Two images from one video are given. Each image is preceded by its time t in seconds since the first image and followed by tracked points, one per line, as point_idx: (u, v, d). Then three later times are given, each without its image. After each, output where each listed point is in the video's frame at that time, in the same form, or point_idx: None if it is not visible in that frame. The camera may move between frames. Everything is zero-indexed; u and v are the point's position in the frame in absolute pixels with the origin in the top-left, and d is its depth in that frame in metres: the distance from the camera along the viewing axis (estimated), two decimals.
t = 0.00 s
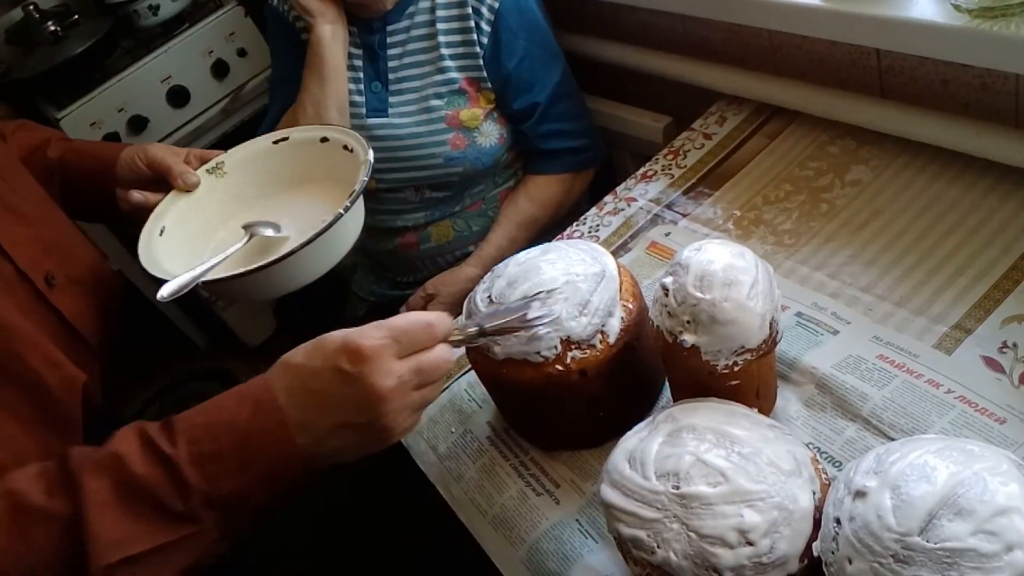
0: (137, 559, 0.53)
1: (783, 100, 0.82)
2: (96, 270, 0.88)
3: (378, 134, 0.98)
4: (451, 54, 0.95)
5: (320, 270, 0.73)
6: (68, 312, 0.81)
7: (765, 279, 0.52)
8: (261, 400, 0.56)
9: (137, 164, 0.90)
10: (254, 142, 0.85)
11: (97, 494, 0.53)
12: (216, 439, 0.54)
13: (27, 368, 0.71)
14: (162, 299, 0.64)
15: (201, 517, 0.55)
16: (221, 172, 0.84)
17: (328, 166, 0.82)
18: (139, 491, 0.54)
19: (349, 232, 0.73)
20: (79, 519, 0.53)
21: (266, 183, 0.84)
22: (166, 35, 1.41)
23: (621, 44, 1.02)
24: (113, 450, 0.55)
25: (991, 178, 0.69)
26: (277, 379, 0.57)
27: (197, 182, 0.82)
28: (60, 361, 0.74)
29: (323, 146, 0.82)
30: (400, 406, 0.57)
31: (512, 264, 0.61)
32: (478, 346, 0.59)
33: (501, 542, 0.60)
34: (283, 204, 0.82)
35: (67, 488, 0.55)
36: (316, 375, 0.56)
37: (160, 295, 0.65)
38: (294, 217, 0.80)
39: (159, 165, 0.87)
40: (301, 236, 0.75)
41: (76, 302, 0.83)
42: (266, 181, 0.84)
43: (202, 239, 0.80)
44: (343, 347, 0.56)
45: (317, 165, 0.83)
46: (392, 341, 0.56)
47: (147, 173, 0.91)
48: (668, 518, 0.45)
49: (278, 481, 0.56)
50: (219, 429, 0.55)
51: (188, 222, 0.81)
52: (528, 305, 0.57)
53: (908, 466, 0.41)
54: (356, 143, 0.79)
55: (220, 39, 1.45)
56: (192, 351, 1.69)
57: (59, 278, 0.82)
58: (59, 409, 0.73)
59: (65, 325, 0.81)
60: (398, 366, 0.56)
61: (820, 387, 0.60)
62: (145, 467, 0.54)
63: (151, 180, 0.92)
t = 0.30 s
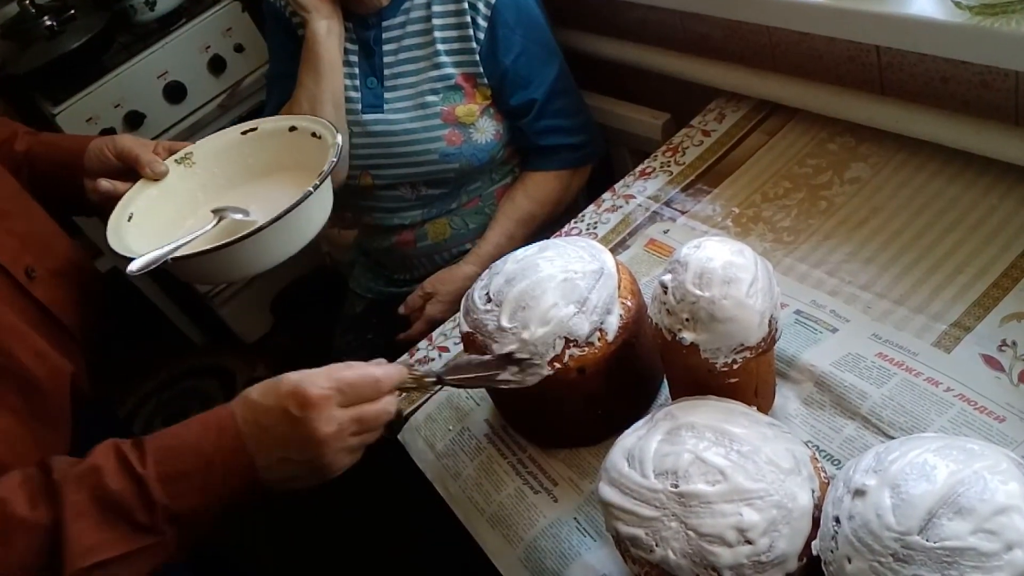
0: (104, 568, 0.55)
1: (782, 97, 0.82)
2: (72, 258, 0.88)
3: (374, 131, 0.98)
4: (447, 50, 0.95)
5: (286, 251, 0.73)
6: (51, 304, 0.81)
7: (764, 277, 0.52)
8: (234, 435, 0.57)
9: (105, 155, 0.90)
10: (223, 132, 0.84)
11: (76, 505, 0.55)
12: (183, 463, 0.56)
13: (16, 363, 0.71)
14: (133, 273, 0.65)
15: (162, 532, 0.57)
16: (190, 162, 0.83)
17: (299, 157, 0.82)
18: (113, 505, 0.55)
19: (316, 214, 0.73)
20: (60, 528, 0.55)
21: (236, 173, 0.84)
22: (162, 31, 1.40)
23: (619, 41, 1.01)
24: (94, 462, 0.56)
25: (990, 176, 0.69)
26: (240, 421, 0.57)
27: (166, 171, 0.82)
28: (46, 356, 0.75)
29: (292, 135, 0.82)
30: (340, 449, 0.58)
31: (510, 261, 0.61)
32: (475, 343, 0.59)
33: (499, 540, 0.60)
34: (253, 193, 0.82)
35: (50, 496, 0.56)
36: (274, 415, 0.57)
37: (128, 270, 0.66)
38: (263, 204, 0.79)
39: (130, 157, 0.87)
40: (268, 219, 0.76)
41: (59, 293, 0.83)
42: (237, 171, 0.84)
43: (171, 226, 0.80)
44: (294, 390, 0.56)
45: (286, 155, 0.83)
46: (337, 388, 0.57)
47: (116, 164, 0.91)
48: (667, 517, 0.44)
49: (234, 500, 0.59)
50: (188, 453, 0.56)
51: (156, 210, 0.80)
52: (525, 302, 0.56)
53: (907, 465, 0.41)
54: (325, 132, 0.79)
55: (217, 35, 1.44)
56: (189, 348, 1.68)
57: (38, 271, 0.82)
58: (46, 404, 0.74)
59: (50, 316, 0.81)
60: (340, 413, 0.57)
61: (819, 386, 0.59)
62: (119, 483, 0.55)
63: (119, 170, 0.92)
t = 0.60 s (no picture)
0: (61, 545, 0.62)
1: (783, 97, 0.82)
2: (63, 255, 0.87)
3: (372, 132, 0.98)
4: (445, 51, 0.95)
5: (266, 253, 0.73)
6: (46, 298, 0.81)
7: (764, 277, 0.52)
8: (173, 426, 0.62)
9: (84, 153, 0.89)
10: (202, 131, 0.84)
11: (30, 493, 0.59)
12: (127, 451, 0.62)
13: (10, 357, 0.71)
14: (120, 277, 0.65)
15: (108, 507, 0.64)
16: (170, 160, 0.83)
17: (278, 155, 0.82)
18: (60, 489, 0.61)
19: (296, 216, 0.73)
20: (13, 515, 0.59)
21: (216, 173, 0.84)
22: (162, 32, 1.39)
23: (619, 42, 1.01)
24: (42, 450, 0.61)
25: (991, 175, 0.69)
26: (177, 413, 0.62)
27: (147, 170, 0.82)
28: (46, 353, 0.75)
29: (273, 134, 0.82)
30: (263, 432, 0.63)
31: (510, 263, 0.61)
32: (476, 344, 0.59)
33: (500, 542, 0.60)
34: (232, 192, 0.82)
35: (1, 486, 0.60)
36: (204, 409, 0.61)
37: (115, 276, 0.66)
38: (245, 203, 0.79)
39: (107, 155, 0.87)
40: (250, 220, 0.75)
41: (55, 288, 0.83)
42: (216, 171, 0.84)
43: (154, 227, 0.80)
44: (217, 388, 0.60)
45: (267, 153, 0.83)
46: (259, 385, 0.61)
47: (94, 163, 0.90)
48: (668, 518, 0.44)
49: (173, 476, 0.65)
50: (130, 440, 0.62)
51: (139, 211, 0.80)
52: (524, 303, 0.56)
53: (908, 465, 0.41)
54: (306, 131, 0.79)
55: (217, 37, 1.45)
56: (190, 349, 1.69)
57: (33, 267, 0.81)
58: (48, 400, 0.75)
59: (49, 313, 0.81)
60: (262, 412, 0.62)
61: (820, 386, 0.59)
62: (66, 467, 0.61)
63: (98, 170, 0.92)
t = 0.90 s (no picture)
0: (111, 550, 0.62)
1: (789, 99, 0.82)
2: (64, 256, 0.88)
3: (377, 133, 0.98)
4: (450, 53, 0.95)
5: (266, 253, 0.73)
6: (47, 299, 0.81)
7: (769, 279, 0.52)
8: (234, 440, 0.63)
9: (87, 153, 0.90)
10: (203, 131, 0.85)
11: (84, 498, 0.60)
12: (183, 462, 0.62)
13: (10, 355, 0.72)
14: (116, 278, 0.65)
15: (160, 514, 0.64)
16: (171, 160, 0.84)
17: (279, 156, 0.83)
18: (115, 494, 0.61)
19: (296, 216, 0.74)
20: (65, 516, 0.60)
21: (217, 174, 0.84)
22: (169, 35, 1.41)
23: (624, 44, 1.02)
24: (97, 454, 0.61)
25: (995, 178, 0.69)
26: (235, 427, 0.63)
27: (148, 170, 0.82)
28: (46, 354, 0.76)
29: (273, 132, 0.83)
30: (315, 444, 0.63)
31: (516, 263, 0.61)
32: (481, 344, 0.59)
33: (505, 542, 0.60)
34: (232, 192, 0.82)
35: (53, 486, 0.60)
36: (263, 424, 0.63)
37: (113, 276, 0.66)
38: (247, 201, 0.80)
39: (111, 153, 0.88)
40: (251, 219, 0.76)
41: (55, 290, 0.83)
42: (216, 172, 0.84)
43: (154, 227, 0.80)
44: (277, 405, 0.62)
45: (268, 152, 0.84)
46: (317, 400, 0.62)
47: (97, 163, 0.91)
48: (673, 518, 0.45)
49: (223, 485, 0.66)
50: (188, 450, 0.62)
51: (139, 211, 0.80)
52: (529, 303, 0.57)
53: (912, 467, 0.41)
54: (306, 129, 0.80)
55: (223, 39, 1.45)
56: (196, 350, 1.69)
57: (32, 270, 0.82)
58: (45, 398, 0.75)
59: (51, 314, 0.82)
60: (321, 429, 0.63)
61: (825, 388, 0.60)
62: (119, 473, 0.61)
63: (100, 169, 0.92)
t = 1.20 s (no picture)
0: (68, 539, 0.64)
1: (790, 104, 0.83)
2: (68, 260, 0.88)
3: (378, 139, 0.98)
4: (451, 59, 0.96)
5: (270, 258, 0.74)
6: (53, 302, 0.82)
7: (770, 283, 0.52)
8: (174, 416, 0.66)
9: (93, 158, 0.90)
10: (209, 136, 0.85)
11: (36, 489, 0.62)
12: (130, 445, 0.65)
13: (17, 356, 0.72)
14: (122, 281, 0.65)
15: (111, 502, 0.67)
16: (177, 164, 0.84)
17: (282, 160, 0.83)
18: (66, 483, 0.64)
19: (302, 219, 0.74)
20: (18, 510, 0.62)
21: (221, 179, 0.85)
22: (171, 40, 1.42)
23: (624, 49, 1.02)
24: (45, 447, 0.63)
25: (996, 182, 0.70)
26: (176, 407, 0.65)
27: (153, 174, 0.82)
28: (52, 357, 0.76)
29: (279, 138, 0.83)
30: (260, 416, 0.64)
31: (517, 268, 0.61)
32: (483, 349, 0.59)
33: (507, 546, 0.60)
34: (238, 198, 0.83)
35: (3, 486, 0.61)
36: (200, 403, 0.64)
37: (119, 279, 0.66)
38: (252, 207, 0.80)
39: (118, 158, 0.88)
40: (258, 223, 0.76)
41: (61, 293, 0.84)
42: (220, 178, 0.85)
43: (159, 231, 0.80)
44: (214, 381, 0.63)
45: (273, 157, 0.84)
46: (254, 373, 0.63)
47: (104, 167, 0.91)
48: (674, 522, 0.45)
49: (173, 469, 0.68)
50: (132, 434, 0.65)
51: (144, 216, 0.81)
52: (531, 308, 0.57)
53: (913, 470, 0.41)
54: (312, 134, 0.80)
55: (225, 44, 1.46)
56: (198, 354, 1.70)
57: (39, 272, 0.82)
58: (48, 398, 0.75)
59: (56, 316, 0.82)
60: (261, 404, 0.63)
61: (826, 392, 0.60)
62: (68, 464, 0.63)
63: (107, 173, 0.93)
